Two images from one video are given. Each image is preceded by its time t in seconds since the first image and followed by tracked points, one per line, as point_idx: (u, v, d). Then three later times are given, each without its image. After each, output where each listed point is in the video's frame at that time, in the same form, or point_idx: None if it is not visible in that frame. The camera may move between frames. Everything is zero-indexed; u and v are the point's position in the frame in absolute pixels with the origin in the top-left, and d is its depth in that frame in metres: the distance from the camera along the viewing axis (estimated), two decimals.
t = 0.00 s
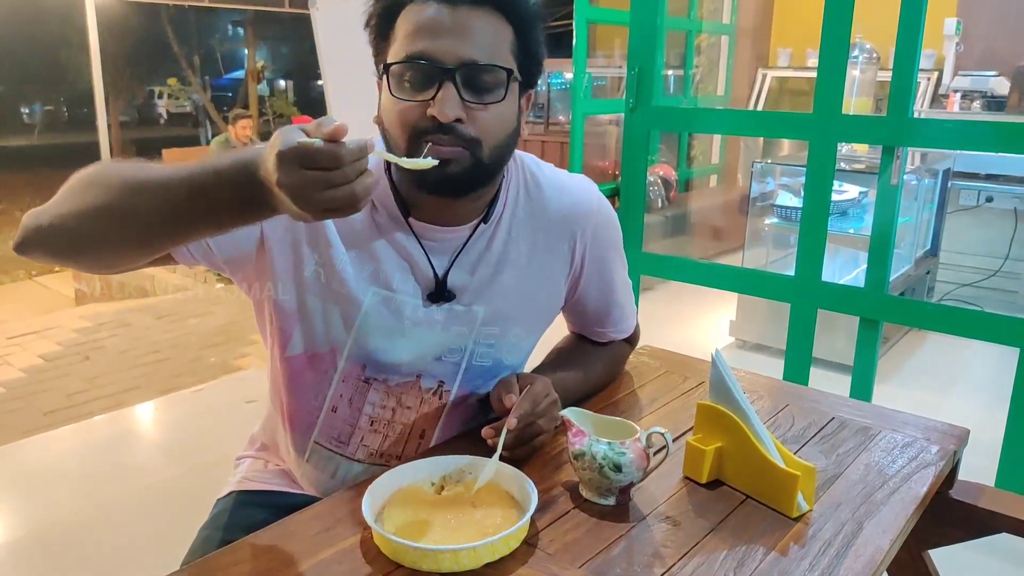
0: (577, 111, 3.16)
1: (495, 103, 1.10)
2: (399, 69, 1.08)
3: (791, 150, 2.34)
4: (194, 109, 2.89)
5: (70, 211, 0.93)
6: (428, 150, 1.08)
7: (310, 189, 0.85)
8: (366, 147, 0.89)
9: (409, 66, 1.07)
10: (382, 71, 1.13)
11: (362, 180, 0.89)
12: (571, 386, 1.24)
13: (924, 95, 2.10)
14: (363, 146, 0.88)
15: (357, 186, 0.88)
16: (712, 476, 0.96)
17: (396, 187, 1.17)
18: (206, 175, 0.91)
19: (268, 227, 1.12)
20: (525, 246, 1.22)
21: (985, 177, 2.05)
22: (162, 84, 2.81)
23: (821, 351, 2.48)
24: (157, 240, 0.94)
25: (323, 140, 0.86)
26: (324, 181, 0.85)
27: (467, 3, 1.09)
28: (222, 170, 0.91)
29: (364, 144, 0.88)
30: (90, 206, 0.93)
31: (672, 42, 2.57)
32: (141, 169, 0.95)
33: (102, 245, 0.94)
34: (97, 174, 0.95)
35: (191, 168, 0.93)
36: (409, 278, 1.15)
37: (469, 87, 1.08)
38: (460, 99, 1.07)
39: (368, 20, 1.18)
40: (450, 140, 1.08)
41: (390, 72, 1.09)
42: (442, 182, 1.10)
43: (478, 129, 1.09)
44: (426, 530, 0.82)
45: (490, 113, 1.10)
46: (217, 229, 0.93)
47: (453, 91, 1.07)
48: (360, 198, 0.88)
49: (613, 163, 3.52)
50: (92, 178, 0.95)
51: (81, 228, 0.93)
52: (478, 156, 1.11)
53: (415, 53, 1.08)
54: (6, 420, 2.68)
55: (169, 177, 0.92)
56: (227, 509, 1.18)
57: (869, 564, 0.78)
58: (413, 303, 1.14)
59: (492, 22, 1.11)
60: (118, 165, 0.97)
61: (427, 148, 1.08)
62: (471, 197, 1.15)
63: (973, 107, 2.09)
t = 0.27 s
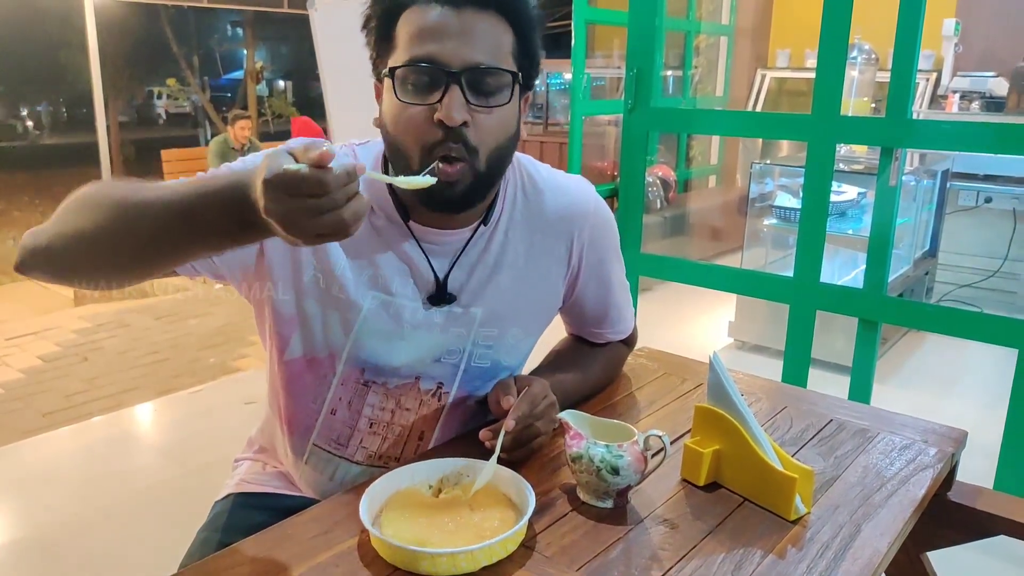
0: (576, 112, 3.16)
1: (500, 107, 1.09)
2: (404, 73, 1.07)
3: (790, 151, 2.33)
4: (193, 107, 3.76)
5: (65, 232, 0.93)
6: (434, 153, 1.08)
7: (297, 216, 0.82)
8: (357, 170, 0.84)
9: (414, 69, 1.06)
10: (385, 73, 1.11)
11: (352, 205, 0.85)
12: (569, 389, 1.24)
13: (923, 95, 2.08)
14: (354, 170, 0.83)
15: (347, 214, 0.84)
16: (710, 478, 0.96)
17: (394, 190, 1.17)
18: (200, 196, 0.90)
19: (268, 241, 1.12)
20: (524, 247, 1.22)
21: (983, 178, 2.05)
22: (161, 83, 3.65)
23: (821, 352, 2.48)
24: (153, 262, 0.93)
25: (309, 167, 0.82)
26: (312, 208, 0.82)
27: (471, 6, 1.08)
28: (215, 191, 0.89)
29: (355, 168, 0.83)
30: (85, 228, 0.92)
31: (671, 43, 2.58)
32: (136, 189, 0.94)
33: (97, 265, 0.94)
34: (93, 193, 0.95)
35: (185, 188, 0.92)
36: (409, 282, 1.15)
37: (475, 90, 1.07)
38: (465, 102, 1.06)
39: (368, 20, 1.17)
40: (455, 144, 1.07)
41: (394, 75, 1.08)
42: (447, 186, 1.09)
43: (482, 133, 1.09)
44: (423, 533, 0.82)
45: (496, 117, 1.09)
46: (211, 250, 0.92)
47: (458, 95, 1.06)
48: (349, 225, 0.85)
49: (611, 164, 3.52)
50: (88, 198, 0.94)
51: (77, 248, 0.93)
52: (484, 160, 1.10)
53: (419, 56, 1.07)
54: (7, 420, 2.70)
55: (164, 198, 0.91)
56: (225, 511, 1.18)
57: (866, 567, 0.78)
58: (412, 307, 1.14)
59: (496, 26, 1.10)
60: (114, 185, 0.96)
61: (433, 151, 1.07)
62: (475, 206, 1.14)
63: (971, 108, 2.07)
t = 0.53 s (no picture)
0: (575, 112, 3.16)
1: (506, 108, 1.09)
2: (410, 75, 1.06)
3: (789, 152, 2.32)
4: (194, 109, 4.51)
5: (70, 264, 0.94)
6: (442, 155, 1.07)
7: (290, 256, 0.84)
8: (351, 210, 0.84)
9: (421, 71, 1.06)
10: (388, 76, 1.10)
11: (346, 241, 0.86)
12: (568, 392, 1.24)
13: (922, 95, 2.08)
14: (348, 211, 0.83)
15: (339, 254, 0.85)
16: (709, 481, 0.96)
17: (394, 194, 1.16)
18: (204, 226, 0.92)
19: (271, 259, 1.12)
20: (523, 248, 1.22)
21: (983, 179, 2.04)
22: (160, 84, 4.29)
23: (820, 352, 2.47)
24: (162, 289, 0.96)
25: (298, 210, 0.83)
26: (305, 248, 0.84)
27: (475, 8, 1.08)
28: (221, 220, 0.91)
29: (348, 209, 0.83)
30: (87, 253, 0.93)
31: (671, 43, 2.57)
32: (138, 218, 0.95)
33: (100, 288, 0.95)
34: (94, 222, 0.95)
35: (189, 217, 0.93)
36: (409, 285, 1.15)
37: (481, 93, 1.07)
38: (473, 105, 1.06)
39: (367, 21, 1.15)
40: (463, 147, 1.07)
41: (399, 77, 1.07)
42: (456, 189, 1.09)
43: (490, 136, 1.08)
44: (422, 536, 0.82)
45: (503, 119, 1.09)
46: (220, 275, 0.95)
47: (466, 97, 1.06)
48: (342, 264, 0.86)
49: (611, 164, 3.52)
50: (90, 227, 0.95)
51: (86, 278, 0.95)
52: (491, 163, 1.10)
53: (425, 60, 1.07)
54: (7, 423, 2.69)
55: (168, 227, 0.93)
56: (225, 513, 1.18)
57: (864, 570, 0.78)
58: (413, 310, 1.14)
59: (500, 30, 1.10)
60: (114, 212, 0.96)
61: (442, 153, 1.07)
62: (476, 203, 1.14)
63: (971, 108, 2.10)
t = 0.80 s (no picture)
0: (576, 113, 3.17)
1: (514, 115, 1.10)
2: (419, 85, 1.06)
3: (790, 154, 2.33)
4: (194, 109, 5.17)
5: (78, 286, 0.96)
6: (453, 164, 1.08)
7: (292, 285, 0.87)
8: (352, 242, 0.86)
9: (429, 80, 1.05)
10: (394, 84, 1.10)
11: (348, 272, 0.88)
12: (570, 397, 1.24)
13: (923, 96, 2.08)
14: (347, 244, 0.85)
15: (339, 284, 0.88)
16: (709, 486, 0.97)
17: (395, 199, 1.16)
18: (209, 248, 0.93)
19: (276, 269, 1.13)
20: (524, 251, 1.22)
21: (983, 180, 2.04)
22: (165, 87, 4.95)
23: (821, 354, 2.47)
24: (162, 291, 0.95)
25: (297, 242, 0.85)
26: (307, 279, 0.86)
27: (482, 17, 1.07)
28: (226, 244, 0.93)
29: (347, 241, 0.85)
30: (98, 253, 0.95)
31: (671, 43, 2.58)
32: (145, 241, 0.96)
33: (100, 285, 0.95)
34: (100, 244, 0.96)
35: (195, 240, 0.95)
36: (412, 291, 1.15)
37: (490, 100, 1.07)
38: (483, 112, 1.06)
39: (369, 28, 1.14)
40: (473, 156, 1.07)
41: (407, 87, 1.06)
42: (466, 197, 1.10)
43: (499, 143, 1.09)
44: (424, 542, 0.82)
45: (512, 125, 1.10)
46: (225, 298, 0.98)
47: (476, 105, 1.06)
48: (343, 293, 0.89)
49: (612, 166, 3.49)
50: (95, 248, 0.96)
51: (92, 300, 0.96)
52: (499, 169, 1.11)
53: (433, 69, 1.06)
54: (8, 423, 2.70)
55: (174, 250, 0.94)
56: (227, 517, 1.19)
57: None
58: (416, 315, 1.15)
59: (507, 39, 1.10)
60: (120, 235, 0.97)
61: (452, 162, 1.07)
62: (481, 211, 1.14)
63: (972, 109, 2.10)
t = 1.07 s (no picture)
0: (576, 115, 3.17)
1: (516, 116, 1.10)
2: (421, 90, 1.06)
3: (790, 155, 2.35)
4: (194, 110, 5.30)
5: (84, 312, 0.98)
6: (456, 168, 1.08)
7: (281, 306, 0.87)
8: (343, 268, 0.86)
9: (431, 85, 1.06)
10: (394, 89, 1.10)
11: (338, 296, 0.89)
12: (569, 400, 1.24)
13: (923, 99, 2.09)
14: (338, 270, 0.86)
15: (327, 308, 0.88)
16: (707, 490, 0.97)
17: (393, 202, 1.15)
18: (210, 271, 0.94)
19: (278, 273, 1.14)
20: (521, 252, 1.23)
21: (982, 182, 2.05)
22: (161, 85, 5.07)
23: (820, 355, 2.48)
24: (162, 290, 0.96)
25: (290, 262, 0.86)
26: (296, 301, 0.87)
27: (482, 22, 1.08)
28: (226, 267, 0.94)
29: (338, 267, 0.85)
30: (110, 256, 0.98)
31: (670, 45, 2.57)
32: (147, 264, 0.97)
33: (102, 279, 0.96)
34: (102, 267, 0.97)
35: (197, 262, 0.96)
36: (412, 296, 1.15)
37: (492, 103, 1.07)
38: (485, 115, 1.07)
39: (367, 34, 1.15)
40: (476, 158, 1.08)
41: (409, 92, 1.07)
42: (469, 196, 1.10)
43: (502, 145, 1.09)
44: (423, 547, 0.82)
45: (514, 127, 1.10)
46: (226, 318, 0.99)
47: (478, 108, 1.06)
48: (331, 318, 0.89)
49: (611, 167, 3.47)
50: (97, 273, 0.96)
51: (100, 324, 0.98)
52: (502, 169, 1.11)
53: (435, 73, 1.06)
54: (7, 424, 2.71)
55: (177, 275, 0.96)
56: (227, 520, 1.19)
57: None
58: (416, 318, 1.15)
59: (505, 42, 1.10)
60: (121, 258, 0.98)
61: (457, 165, 1.08)
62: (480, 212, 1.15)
63: (971, 111, 2.11)
